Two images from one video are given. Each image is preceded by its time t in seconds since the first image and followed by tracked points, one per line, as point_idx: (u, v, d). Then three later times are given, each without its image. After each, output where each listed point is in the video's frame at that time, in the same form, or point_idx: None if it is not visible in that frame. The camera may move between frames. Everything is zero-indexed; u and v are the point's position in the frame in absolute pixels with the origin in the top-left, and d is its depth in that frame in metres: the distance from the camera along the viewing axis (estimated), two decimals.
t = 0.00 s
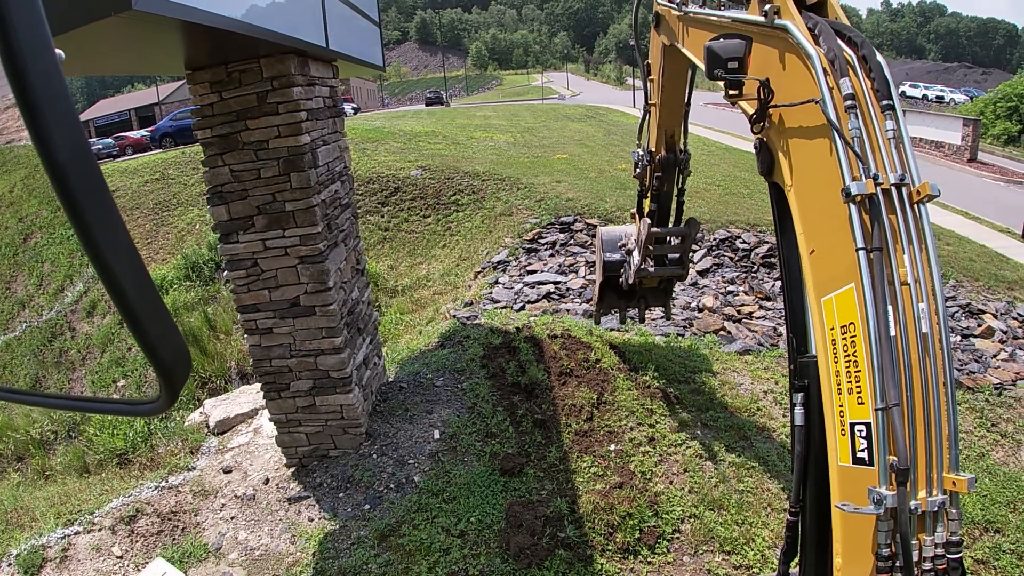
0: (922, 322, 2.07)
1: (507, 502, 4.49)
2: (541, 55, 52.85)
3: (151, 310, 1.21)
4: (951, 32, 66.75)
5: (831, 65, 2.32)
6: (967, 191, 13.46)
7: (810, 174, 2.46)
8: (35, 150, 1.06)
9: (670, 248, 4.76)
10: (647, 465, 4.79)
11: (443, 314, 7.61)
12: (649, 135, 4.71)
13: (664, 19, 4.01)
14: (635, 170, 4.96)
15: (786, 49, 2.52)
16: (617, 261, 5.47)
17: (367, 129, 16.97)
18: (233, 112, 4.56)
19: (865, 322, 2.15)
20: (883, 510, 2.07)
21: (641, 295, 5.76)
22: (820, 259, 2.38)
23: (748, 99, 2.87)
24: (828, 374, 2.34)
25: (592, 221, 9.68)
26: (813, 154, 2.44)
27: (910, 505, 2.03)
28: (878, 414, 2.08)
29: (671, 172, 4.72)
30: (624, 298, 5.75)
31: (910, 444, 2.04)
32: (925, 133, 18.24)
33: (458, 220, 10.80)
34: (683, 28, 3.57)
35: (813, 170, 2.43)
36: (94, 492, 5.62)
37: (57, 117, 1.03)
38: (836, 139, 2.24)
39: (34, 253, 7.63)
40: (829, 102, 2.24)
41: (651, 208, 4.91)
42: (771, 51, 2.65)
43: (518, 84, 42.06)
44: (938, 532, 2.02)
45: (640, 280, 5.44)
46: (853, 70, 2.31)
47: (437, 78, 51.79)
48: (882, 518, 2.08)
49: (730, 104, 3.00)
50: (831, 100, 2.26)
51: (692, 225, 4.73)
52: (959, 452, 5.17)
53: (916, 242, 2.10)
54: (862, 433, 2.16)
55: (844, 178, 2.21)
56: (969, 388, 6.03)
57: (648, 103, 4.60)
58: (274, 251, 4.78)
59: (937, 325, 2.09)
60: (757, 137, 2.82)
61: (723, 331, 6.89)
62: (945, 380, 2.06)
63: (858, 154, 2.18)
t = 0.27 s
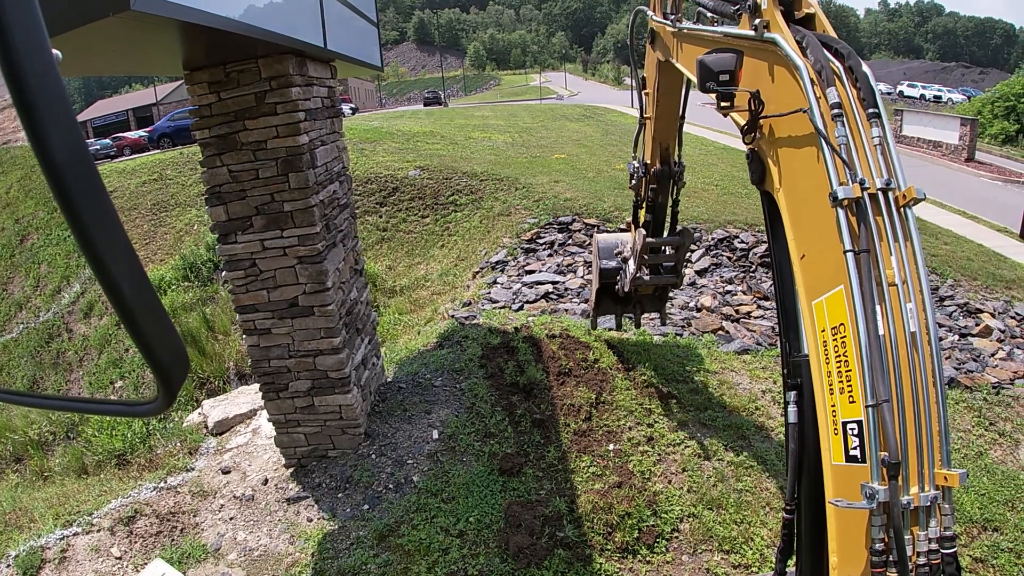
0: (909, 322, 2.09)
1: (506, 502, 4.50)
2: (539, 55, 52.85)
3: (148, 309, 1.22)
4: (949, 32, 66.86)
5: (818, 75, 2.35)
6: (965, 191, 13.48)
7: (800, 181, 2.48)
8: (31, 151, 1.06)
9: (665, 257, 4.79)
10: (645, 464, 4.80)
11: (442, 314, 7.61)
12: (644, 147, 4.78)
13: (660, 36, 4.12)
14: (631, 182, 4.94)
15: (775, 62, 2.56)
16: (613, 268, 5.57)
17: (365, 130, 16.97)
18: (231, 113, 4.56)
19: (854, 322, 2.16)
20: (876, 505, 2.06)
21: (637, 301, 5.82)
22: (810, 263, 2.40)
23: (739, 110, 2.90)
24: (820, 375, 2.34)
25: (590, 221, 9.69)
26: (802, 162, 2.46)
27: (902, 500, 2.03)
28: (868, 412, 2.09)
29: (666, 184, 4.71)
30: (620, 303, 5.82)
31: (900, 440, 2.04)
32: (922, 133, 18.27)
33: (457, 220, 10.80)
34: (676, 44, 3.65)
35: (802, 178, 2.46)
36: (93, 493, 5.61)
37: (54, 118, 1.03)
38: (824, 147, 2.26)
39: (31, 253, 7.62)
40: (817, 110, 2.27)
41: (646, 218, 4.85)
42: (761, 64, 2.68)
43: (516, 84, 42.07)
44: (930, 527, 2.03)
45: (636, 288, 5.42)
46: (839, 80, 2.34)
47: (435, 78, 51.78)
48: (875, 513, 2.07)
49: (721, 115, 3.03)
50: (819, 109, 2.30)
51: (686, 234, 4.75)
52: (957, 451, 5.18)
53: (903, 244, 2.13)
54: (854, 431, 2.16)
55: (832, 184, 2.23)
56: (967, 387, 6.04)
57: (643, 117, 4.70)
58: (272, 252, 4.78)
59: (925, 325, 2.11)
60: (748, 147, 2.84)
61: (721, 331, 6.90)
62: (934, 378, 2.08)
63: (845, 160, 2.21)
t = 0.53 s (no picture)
0: (899, 322, 2.09)
1: (506, 502, 4.50)
2: (538, 55, 52.84)
3: (147, 310, 1.21)
4: (948, 32, 66.91)
5: (807, 87, 2.38)
6: (964, 190, 13.49)
7: (791, 190, 2.49)
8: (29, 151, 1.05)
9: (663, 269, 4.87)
10: (645, 464, 4.80)
11: (441, 315, 7.60)
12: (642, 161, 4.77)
13: (655, 54, 4.11)
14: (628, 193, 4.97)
15: (767, 76, 2.59)
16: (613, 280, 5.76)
17: (365, 130, 16.97)
18: (230, 113, 4.56)
19: (846, 324, 2.16)
20: (870, 501, 2.05)
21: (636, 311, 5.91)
22: (802, 269, 2.40)
23: (732, 122, 2.92)
24: (813, 377, 2.34)
25: (590, 221, 9.69)
26: (793, 171, 2.47)
27: (897, 497, 2.02)
28: (861, 410, 2.08)
29: (663, 198, 4.73)
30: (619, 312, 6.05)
31: (893, 439, 2.04)
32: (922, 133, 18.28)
33: (456, 220, 10.79)
34: (673, 61, 3.65)
35: (793, 186, 2.47)
36: (92, 493, 5.61)
37: (53, 118, 1.03)
38: (813, 155, 2.28)
39: (31, 253, 7.61)
40: (806, 120, 2.29)
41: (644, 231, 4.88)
42: (753, 78, 2.70)
43: (515, 84, 42.07)
44: (926, 523, 2.02)
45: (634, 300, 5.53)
46: (828, 92, 2.36)
47: (434, 78, 51.77)
48: (870, 509, 2.08)
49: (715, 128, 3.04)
50: (808, 120, 2.31)
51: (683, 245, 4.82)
52: (956, 450, 5.18)
53: (891, 246, 2.13)
54: (847, 431, 2.16)
55: (821, 190, 2.24)
56: (966, 387, 6.04)
57: (641, 131, 4.68)
58: (271, 252, 4.78)
59: (915, 326, 2.11)
60: (742, 159, 2.86)
61: (721, 331, 6.90)
62: (924, 377, 2.09)
63: (833, 168, 2.22)
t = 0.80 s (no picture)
0: (894, 323, 2.09)
1: (506, 502, 4.50)
2: (538, 55, 52.83)
3: (146, 310, 1.22)
4: (948, 32, 66.91)
5: (802, 93, 2.39)
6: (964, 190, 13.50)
7: (787, 194, 2.49)
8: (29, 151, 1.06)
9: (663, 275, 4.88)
10: (644, 464, 4.80)
11: (440, 315, 7.60)
12: (641, 169, 4.76)
13: (655, 63, 4.08)
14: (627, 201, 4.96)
15: (762, 83, 2.59)
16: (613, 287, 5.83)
17: (365, 129, 16.97)
18: (229, 113, 4.56)
19: (841, 325, 2.17)
20: (867, 499, 2.05)
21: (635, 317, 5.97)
22: (799, 271, 2.40)
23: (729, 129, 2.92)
24: (811, 378, 2.35)
25: (589, 221, 9.70)
26: (789, 176, 2.47)
27: (893, 495, 2.03)
28: (857, 410, 2.09)
29: (662, 206, 4.75)
30: (619, 317, 6.11)
31: (890, 438, 2.04)
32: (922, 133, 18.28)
33: (456, 220, 10.80)
34: (671, 72, 3.64)
35: (788, 191, 2.48)
36: (92, 493, 5.61)
37: (53, 118, 1.03)
38: (808, 160, 2.28)
39: (31, 253, 7.61)
40: (801, 126, 2.29)
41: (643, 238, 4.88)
42: (749, 85, 2.71)
43: (515, 84, 42.08)
44: (923, 522, 2.02)
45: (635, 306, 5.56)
46: (822, 97, 2.37)
47: (434, 78, 51.77)
48: (868, 506, 2.07)
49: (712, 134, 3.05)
50: (803, 125, 2.32)
51: (681, 253, 4.86)
52: (956, 450, 5.18)
53: (886, 247, 2.14)
54: (844, 430, 2.17)
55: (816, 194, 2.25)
56: (965, 386, 6.04)
57: (640, 139, 4.67)
58: (270, 252, 4.78)
59: (910, 327, 2.11)
60: (739, 165, 2.86)
61: (720, 331, 6.90)
62: (921, 377, 2.09)
63: (828, 172, 2.22)
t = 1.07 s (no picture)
0: (894, 323, 2.10)
1: (506, 502, 4.50)
2: (538, 55, 52.84)
3: (146, 309, 1.22)
4: (947, 32, 66.96)
5: (802, 92, 2.39)
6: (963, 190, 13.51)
7: (787, 193, 2.49)
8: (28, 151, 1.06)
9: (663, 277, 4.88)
10: (644, 464, 4.80)
11: (440, 315, 7.60)
12: (641, 169, 4.76)
13: (655, 61, 4.08)
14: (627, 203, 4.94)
15: (763, 83, 2.60)
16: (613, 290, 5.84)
17: (365, 129, 16.98)
18: (229, 113, 4.56)
19: (841, 325, 2.17)
20: (867, 499, 2.05)
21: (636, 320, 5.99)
22: (799, 270, 2.41)
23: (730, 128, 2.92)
24: (811, 377, 2.35)
25: (589, 221, 9.70)
26: (789, 175, 2.48)
27: (893, 495, 2.03)
28: (857, 409, 2.09)
29: (662, 206, 4.74)
30: (619, 321, 6.12)
31: (890, 438, 2.05)
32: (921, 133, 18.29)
33: (456, 220, 10.80)
34: (671, 70, 3.65)
35: (789, 190, 2.48)
36: (92, 493, 5.61)
37: (52, 119, 1.03)
38: (808, 159, 2.28)
39: (30, 253, 7.61)
40: (801, 125, 2.29)
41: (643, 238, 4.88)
42: (749, 84, 2.71)
43: (515, 84, 42.09)
44: (923, 522, 2.02)
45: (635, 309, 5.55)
46: (823, 96, 2.37)
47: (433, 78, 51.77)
48: (868, 506, 2.08)
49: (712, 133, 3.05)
50: (803, 124, 2.32)
51: (682, 254, 4.86)
52: (956, 450, 5.19)
53: (886, 246, 2.14)
54: (844, 430, 2.17)
55: (816, 193, 2.25)
56: (965, 386, 6.04)
57: (640, 139, 4.67)
58: (270, 252, 4.78)
59: (910, 326, 2.12)
60: (739, 164, 2.86)
61: (720, 331, 6.90)
62: (920, 376, 2.09)
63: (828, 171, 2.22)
